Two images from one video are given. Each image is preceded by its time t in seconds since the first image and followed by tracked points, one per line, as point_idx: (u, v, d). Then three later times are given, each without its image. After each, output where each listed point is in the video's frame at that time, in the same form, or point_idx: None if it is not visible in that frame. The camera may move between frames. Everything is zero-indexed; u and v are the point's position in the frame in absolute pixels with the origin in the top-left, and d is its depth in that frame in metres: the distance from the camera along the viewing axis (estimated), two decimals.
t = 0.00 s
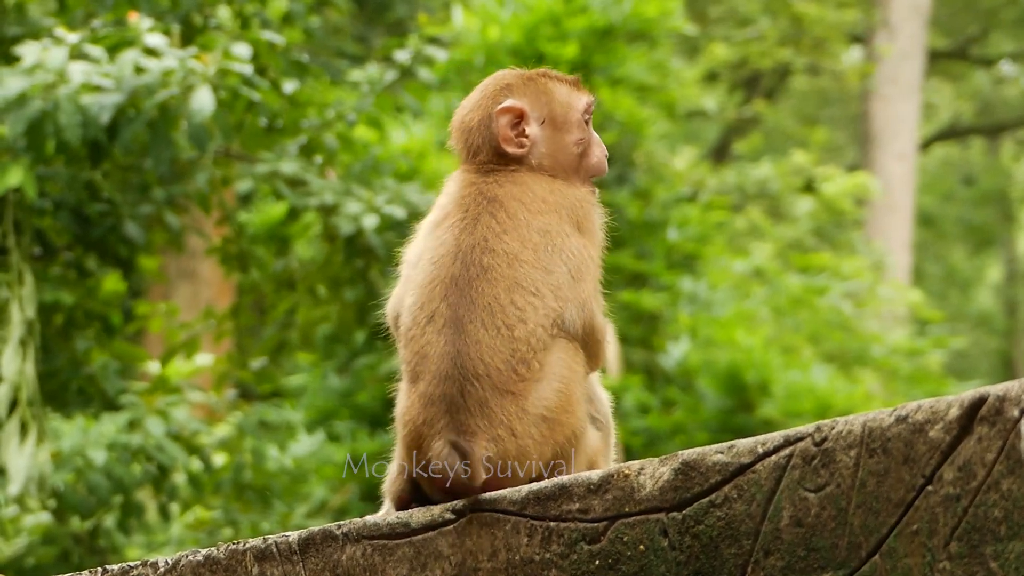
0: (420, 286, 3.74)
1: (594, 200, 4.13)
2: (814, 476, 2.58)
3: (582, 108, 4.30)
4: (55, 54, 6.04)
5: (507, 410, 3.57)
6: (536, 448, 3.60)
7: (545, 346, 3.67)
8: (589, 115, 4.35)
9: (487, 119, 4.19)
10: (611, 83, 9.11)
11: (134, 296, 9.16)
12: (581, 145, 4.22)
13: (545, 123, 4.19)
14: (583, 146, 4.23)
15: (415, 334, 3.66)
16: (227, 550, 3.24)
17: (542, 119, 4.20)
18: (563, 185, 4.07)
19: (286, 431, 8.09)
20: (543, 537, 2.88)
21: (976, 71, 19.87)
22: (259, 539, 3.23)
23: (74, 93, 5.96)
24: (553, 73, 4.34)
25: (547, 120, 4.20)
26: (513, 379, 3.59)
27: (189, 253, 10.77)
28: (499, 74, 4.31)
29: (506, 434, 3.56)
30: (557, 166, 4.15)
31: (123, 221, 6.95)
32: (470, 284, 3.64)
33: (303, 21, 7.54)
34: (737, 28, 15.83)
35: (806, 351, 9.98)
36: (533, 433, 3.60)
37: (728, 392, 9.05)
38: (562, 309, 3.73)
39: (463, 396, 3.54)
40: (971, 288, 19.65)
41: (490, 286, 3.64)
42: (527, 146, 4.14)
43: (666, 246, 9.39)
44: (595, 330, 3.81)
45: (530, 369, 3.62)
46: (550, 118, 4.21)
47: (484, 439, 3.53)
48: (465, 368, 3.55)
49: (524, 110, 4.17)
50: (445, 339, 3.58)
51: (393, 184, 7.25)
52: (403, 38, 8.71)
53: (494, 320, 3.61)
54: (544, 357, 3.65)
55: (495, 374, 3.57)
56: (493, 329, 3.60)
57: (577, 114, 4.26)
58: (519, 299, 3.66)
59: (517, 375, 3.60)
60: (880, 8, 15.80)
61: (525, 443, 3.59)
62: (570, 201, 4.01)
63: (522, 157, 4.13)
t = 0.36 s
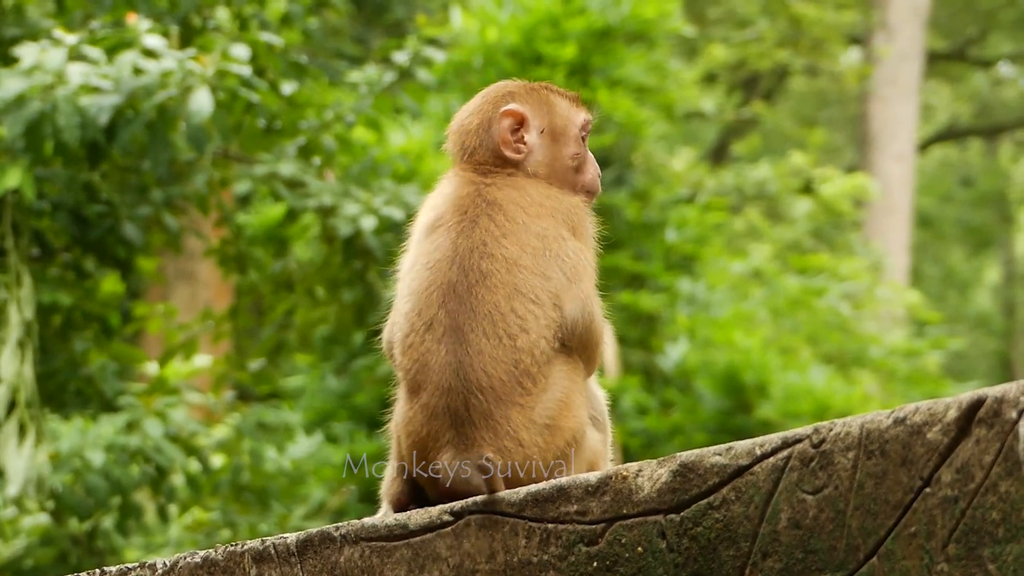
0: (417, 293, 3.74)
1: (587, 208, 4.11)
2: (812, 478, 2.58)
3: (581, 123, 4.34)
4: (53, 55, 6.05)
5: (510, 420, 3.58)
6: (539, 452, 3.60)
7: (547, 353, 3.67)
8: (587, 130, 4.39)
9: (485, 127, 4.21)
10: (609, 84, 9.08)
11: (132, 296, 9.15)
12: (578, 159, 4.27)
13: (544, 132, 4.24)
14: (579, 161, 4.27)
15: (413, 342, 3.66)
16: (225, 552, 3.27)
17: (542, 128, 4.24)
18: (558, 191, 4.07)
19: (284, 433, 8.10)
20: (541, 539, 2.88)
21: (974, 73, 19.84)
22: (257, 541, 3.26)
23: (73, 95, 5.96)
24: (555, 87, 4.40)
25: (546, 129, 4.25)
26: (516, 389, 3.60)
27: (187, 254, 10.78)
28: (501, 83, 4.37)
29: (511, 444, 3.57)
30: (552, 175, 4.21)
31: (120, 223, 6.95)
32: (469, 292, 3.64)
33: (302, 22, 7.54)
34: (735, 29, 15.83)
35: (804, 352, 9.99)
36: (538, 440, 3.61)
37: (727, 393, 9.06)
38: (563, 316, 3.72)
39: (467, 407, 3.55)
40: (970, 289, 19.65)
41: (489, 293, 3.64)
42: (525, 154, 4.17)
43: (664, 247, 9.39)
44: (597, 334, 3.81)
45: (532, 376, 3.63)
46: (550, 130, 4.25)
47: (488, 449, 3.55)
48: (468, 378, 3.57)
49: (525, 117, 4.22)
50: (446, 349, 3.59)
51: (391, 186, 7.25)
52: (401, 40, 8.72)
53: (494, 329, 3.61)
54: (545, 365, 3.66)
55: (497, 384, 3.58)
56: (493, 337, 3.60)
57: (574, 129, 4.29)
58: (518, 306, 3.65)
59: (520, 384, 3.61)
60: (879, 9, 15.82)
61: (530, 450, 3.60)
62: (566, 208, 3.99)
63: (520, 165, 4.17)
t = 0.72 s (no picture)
0: (412, 300, 3.75)
1: (580, 217, 4.07)
2: (811, 480, 2.58)
3: (572, 139, 4.30)
4: (52, 58, 6.05)
5: (510, 415, 3.56)
6: (541, 451, 3.58)
7: (545, 351, 3.65)
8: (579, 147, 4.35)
9: (476, 140, 4.19)
10: (607, 87, 9.02)
11: (130, 300, 9.14)
12: (568, 175, 4.23)
13: (535, 147, 4.20)
14: (569, 177, 4.23)
15: (411, 347, 3.68)
16: (223, 554, 3.28)
17: (532, 142, 4.20)
18: (549, 200, 4.04)
19: (283, 435, 8.01)
20: (540, 541, 2.88)
21: (972, 74, 19.68)
22: (255, 544, 3.27)
23: (71, 97, 5.96)
24: (547, 103, 4.37)
25: (537, 143, 4.21)
26: (515, 385, 3.58)
27: (185, 257, 10.77)
28: (494, 97, 4.33)
29: (512, 440, 3.55)
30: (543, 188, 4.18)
31: (119, 225, 6.94)
32: (463, 292, 3.65)
33: (299, 24, 7.53)
34: (733, 31, 15.83)
35: (802, 354, 10.00)
36: (538, 437, 3.58)
37: (725, 395, 9.06)
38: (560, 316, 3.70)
39: (466, 404, 3.55)
40: (968, 291, 19.65)
41: (483, 293, 3.64)
42: (515, 166, 4.15)
43: (662, 249, 9.36)
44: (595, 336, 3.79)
45: (530, 374, 3.61)
46: (540, 143, 4.21)
47: (489, 446, 3.53)
48: (466, 376, 3.56)
49: (516, 131, 4.19)
50: (443, 348, 3.60)
51: (390, 188, 7.25)
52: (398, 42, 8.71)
53: (490, 326, 3.60)
54: (543, 364, 3.64)
55: (496, 380, 3.57)
56: (489, 334, 3.59)
57: (565, 145, 4.25)
58: (513, 303, 3.64)
59: (520, 380, 3.59)
60: (876, 11, 15.83)
61: (532, 448, 3.57)
62: (556, 214, 3.96)
63: (510, 176, 4.14)
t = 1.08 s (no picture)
0: (409, 303, 3.71)
1: (564, 218, 4.09)
2: (809, 483, 2.58)
3: (553, 139, 4.26)
4: (50, 59, 6.00)
5: (524, 406, 3.55)
6: (556, 445, 3.59)
7: (551, 346, 3.66)
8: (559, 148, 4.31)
9: (455, 146, 4.15)
10: (606, 89, 9.06)
11: (129, 302, 9.14)
12: (548, 176, 4.18)
13: (514, 149, 4.16)
14: (550, 178, 4.19)
15: (413, 348, 3.63)
16: (222, 556, 3.29)
17: (511, 145, 4.16)
18: (534, 201, 4.05)
19: (281, 438, 8.01)
20: (537, 544, 2.88)
21: (971, 78, 19.76)
22: (254, 546, 3.28)
23: (70, 99, 5.96)
24: (524, 103, 4.33)
25: (515, 146, 4.17)
26: (526, 377, 3.58)
27: (183, 258, 10.76)
28: (466, 103, 4.30)
29: (527, 430, 3.54)
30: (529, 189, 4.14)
31: (118, 227, 6.94)
32: (467, 288, 3.63)
33: (298, 27, 7.53)
34: (732, 34, 15.82)
35: (801, 357, 10.00)
36: (552, 430, 3.59)
37: (723, 398, 9.12)
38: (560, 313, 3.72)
39: (480, 396, 3.52)
40: (966, 294, 19.67)
41: (485, 288, 3.63)
42: (501, 168, 4.12)
43: (660, 252, 9.33)
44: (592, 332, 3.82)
45: (540, 367, 3.61)
46: (521, 145, 4.18)
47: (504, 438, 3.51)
48: (479, 367, 3.53)
49: (493, 136, 4.15)
50: (452, 343, 3.57)
51: (388, 191, 7.24)
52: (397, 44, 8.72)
53: (497, 320, 3.59)
54: (550, 357, 3.64)
55: (508, 372, 3.56)
56: (497, 327, 3.58)
57: (544, 145, 4.21)
58: (518, 298, 3.63)
59: (530, 373, 3.59)
60: (875, 13, 15.84)
61: (545, 440, 3.58)
62: (543, 216, 3.98)
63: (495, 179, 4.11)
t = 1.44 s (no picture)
0: (397, 315, 3.71)
1: (549, 217, 4.05)
2: (808, 486, 2.58)
3: (528, 135, 4.22)
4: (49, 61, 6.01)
5: (511, 414, 3.55)
6: (543, 449, 3.55)
7: (537, 351, 3.64)
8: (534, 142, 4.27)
9: (436, 151, 4.11)
10: (606, 91, 9.08)
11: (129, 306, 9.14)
12: (529, 172, 4.14)
13: (492, 149, 4.11)
14: (531, 173, 4.15)
15: (401, 360, 3.64)
16: (221, 559, 3.29)
17: (490, 145, 4.11)
18: (520, 202, 4.01)
19: (282, 439, 7.94)
20: (537, 546, 2.88)
21: (970, 80, 19.76)
22: (253, 549, 3.28)
23: (69, 102, 5.96)
24: (498, 102, 4.27)
25: (494, 146, 4.12)
26: (512, 385, 3.57)
27: (183, 261, 10.76)
28: (444, 104, 4.23)
29: (511, 439, 3.53)
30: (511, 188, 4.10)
31: (117, 230, 6.94)
32: (451, 299, 3.62)
33: (298, 30, 7.53)
34: (731, 36, 15.82)
35: (801, 359, 10.00)
36: (539, 436, 3.56)
37: (723, 400, 9.09)
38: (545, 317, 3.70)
39: (465, 407, 3.52)
40: (966, 297, 19.67)
41: (468, 300, 3.61)
42: (484, 171, 4.08)
43: (660, 255, 9.34)
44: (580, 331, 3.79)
45: (525, 375, 3.60)
46: (501, 144, 4.13)
47: (489, 447, 3.51)
48: (463, 378, 3.53)
49: (472, 137, 4.10)
50: (437, 354, 3.57)
51: (388, 194, 7.26)
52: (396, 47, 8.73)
53: (481, 329, 3.58)
54: (536, 363, 3.63)
55: (493, 382, 3.55)
56: (481, 337, 3.57)
57: (522, 142, 4.16)
58: (503, 305, 3.62)
59: (515, 382, 3.58)
60: (874, 16, 15.84)
61: (532, 447, 3.54)
62: (528, 216, 3.96)
63: (477, 183, 4.07)
